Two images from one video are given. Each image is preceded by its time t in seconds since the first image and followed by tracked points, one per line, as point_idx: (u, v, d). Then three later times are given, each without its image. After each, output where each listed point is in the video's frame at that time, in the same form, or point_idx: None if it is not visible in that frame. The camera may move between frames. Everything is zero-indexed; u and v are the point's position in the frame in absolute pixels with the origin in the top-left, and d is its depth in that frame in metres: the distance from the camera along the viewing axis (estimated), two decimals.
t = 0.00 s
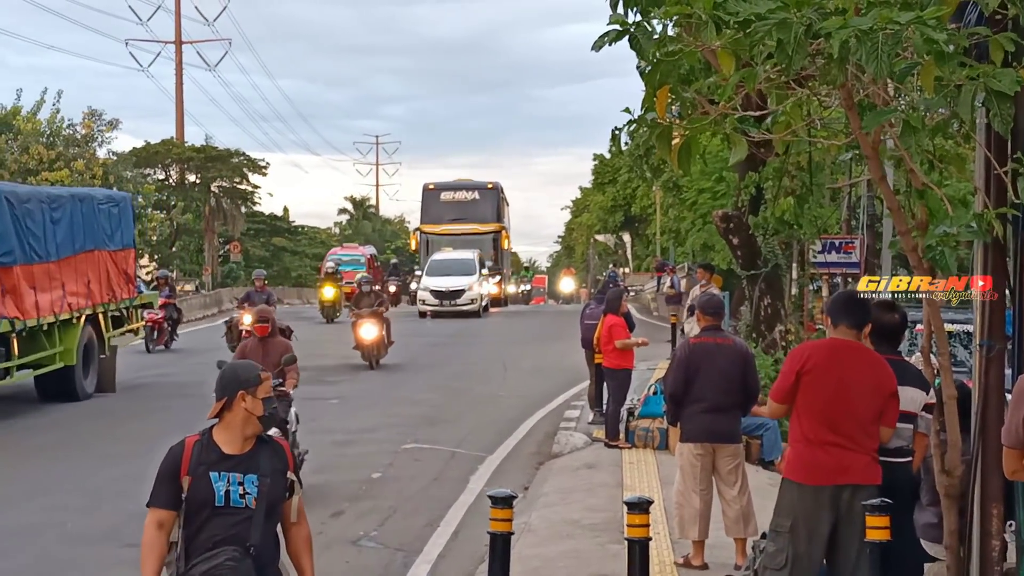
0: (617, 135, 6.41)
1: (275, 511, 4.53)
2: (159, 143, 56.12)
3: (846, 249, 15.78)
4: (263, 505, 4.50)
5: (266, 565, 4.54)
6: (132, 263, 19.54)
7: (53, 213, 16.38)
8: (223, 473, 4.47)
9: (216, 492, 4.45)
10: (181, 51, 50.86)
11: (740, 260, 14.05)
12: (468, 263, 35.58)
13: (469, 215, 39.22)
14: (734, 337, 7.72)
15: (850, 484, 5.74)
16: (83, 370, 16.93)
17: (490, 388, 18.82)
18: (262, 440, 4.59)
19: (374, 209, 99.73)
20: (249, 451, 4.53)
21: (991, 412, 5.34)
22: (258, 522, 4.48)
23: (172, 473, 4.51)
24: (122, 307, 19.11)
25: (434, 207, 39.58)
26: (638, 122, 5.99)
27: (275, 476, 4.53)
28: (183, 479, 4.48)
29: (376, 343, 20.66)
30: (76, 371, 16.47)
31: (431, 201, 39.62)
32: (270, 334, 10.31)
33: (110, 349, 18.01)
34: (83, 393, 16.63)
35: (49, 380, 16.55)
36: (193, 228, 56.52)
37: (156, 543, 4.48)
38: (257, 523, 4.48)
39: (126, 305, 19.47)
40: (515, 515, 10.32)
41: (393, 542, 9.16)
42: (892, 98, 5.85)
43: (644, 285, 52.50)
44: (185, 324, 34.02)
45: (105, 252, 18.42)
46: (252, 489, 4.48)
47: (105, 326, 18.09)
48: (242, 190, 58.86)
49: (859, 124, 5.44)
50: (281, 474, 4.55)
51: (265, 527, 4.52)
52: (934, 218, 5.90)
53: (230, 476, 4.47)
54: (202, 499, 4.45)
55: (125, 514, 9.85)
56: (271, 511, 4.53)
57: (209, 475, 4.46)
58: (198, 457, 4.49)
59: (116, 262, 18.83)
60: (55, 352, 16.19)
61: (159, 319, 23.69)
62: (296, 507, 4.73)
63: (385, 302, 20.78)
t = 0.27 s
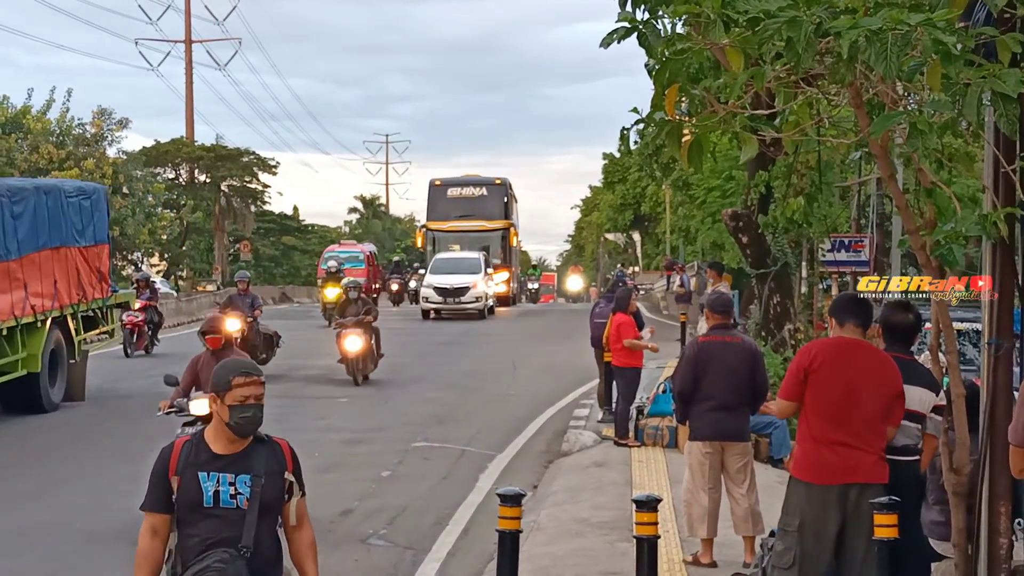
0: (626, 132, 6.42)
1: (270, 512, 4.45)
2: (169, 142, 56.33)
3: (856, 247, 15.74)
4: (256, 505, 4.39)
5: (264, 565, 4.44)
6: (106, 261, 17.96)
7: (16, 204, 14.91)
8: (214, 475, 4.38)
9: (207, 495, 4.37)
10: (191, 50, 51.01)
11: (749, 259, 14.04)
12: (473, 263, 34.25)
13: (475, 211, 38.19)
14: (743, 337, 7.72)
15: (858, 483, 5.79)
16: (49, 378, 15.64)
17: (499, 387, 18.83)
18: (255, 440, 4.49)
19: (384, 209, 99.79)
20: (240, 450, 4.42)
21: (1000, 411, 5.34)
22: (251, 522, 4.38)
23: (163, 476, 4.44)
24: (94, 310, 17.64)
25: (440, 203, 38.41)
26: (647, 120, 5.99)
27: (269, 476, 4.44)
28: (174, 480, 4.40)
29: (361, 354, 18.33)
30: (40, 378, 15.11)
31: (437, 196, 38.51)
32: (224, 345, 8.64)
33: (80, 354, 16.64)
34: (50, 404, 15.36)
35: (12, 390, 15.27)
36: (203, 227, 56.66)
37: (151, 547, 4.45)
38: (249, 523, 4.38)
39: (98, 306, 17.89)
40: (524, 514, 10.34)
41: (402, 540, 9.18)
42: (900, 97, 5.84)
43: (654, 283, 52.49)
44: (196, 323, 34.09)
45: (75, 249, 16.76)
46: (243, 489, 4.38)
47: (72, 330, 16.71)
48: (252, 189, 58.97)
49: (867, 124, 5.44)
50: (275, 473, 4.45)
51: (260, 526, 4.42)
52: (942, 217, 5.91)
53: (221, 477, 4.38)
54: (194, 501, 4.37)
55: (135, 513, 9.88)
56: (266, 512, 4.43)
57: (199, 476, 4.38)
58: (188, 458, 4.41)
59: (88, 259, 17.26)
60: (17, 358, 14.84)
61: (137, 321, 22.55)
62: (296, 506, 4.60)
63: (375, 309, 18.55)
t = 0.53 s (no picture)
0: (640, 133, 6.43)
1: (264, 525, 4.24)
2: (183, 144, 56.61)
3: (870, 247, 15.71)
4: (249, 519, 4.20)
5: None
6: (78, 265, 16.89)
7: None
8: (203, 488, 4.21)
9: (196, 508, 4.19)
10: (205, 51, 51.19)
11: (763, 258, 14.01)
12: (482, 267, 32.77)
13: (487, 210, 37.37)
14: (757, 336, 7.74)
15: (862, 484, 5.81)
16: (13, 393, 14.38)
17: (513, 387, 18.86)
18: (245, 450, 4.29)
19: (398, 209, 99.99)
20: (227, 462, 4.24)
21: (1014, 411, 5.33)
22: (243, 536, 4.19)
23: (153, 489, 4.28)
24: None
25: (450, 201, 37.52)
26: (662, 120, 6.00)
27: (262, 487, 4.23)
28: (162, 492, 4.25)
29: (332, 369, 16.11)
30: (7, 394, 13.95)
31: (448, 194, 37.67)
32: (171, 359, 7.48)
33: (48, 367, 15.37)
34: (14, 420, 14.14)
35: None
36: (218, 228, 56.91)
37: (142, 563, 4.32)
38: (241, 537, 4.19)
39: (68, 313, 16.64)
40: (539, 514, 10.35)
41: (416, 541, 9.21)
42: (914, 97, 5.85)
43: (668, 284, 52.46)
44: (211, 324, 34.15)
45: (41, 252, 15.58)
46: (234, 501, 4.19)
47: None
48: (267, 190, 59.16)
49: (879, 123, 5.44)
50: (270, 484, 4.25)
51: (254, 542, 4.22)
52: (955, 217, 5.89)
53: (211, 490, 4.20)
54: (183, 513, 4.21)
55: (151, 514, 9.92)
56: (261, 524, 4.23)
57: (187, 489, 4.22)
58: (176, 470, 4.25)
59: (55, 264, 16.09)
60: None
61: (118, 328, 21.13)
62: (298, 521, 4.40)
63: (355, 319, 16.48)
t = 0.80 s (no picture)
0: (652, 134, 6.44)
1: (242, 537, 4.03)
2: (197, 144, 56.82)
3: (883, 248, 15.68)
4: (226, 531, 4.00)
5: None
6: (8, 270, 14.91)
7: None
8: (179, 497, 4.02)
9: (173, 517, 4.01)
10: (219, 52, 51.38)
11: (776, 259, 13.99)
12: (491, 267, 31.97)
13: (498, 209, 36.73)
14: (769, 337, 7.72)
15: (855, 487, 5.81)
16: None
17: (526, 388, 18.88)
18: (225, 457, 4.08)
19: (411, 209, 100.15)
20: (205, 469, 4.05)
21: None
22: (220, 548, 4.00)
23: (129, 494, 4.10)
24: None
25: (459, 199, 36.81)
26: (674, 121, 6.01)
27: (241, 497, 4.02)
28: (138, 499, 4.06)
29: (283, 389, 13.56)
30: None
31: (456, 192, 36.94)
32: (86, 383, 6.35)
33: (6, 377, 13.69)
34: None
35: None
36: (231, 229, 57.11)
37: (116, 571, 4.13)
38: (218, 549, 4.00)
39: (34, 318, 16.11)
40: (551, 515, 10.35)
41: (429, 541, 9.22)
42: (926, 98, 5.85)
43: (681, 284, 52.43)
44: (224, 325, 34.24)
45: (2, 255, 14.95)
46: (211, 512, 4.01)
47: None
48: (280, 190, 59.34)
49: (893, 124, 5.43)
50: (249, 495, 4.04)
51: (232, 555, 4.02)
52: (968, 218, 5.88)
53: (187, 499, 4.01)
54: (159, 522, 4.02)
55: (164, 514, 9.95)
56: (239, 537, 4.03)
57: (164, 497, 4.03)
58: (152, 476, 4.05)
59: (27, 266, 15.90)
60: None
61: (94, 334, 18.56)
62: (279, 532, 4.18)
63: (314, 333, 13.75)
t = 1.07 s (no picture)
0: (660, 134, 6.43)
1: (241, 550, 3.86)
2: (207, 145, 56.96)
3: (893, 248, 15.63)
4: (227, 542, 3.82)
5: None
6: (7, 270, 15.37)
7: None
8: (177, 507, 3.82)
9: (170, 527, 3.80)
10: (229, 53, 51.50)
11: (785, 260, 13.97)
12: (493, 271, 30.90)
13: (506, 208, 36.72)
14: (779, 339, 7.72)
15: (859, 489, 5.79)
16: None
17: (535, 388, 18.87)
18: (224, 465, 3.90)
19: (419, 210, 100.29)
20: (204, 478, 3.86)
21: None
22: (220, 561, 3.81)
23: (122, 502, 3.88)
24: None
25: (465, 198, 36.75)
26: (683, 122, 5.99)
27: (241, 508, 3.85)
28: (133, 508, 3.85)
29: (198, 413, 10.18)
30: None
31: (462, 190, 36.80)
32: None
33: None
34: None
35: None
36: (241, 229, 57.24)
37: None
38: (217, 562, 3.81)
39: None
40: (559, 515, 10.34)
41: (437, 542, 9.22)
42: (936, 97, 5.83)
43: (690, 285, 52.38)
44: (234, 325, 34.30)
45: None
46: (212, 523, 3.82)
47: None
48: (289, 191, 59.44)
49: (903, 123, 5.41)
50: (251, 505, 3.87)
51: (230, 567, 3.84)
52: (978, 218, 5.86)
53: (186, 509, 3.82)
54: (153, 533, 3.81)
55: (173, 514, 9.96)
56: (240, 549, 3.85)
57: (162, 506, 3.82)
58: (149, 484, 3.84)
59: None
60: None
61: (66, 339, 18.18)
62: (275, 545, 4.01)
63: (255, 350, 11.72)
